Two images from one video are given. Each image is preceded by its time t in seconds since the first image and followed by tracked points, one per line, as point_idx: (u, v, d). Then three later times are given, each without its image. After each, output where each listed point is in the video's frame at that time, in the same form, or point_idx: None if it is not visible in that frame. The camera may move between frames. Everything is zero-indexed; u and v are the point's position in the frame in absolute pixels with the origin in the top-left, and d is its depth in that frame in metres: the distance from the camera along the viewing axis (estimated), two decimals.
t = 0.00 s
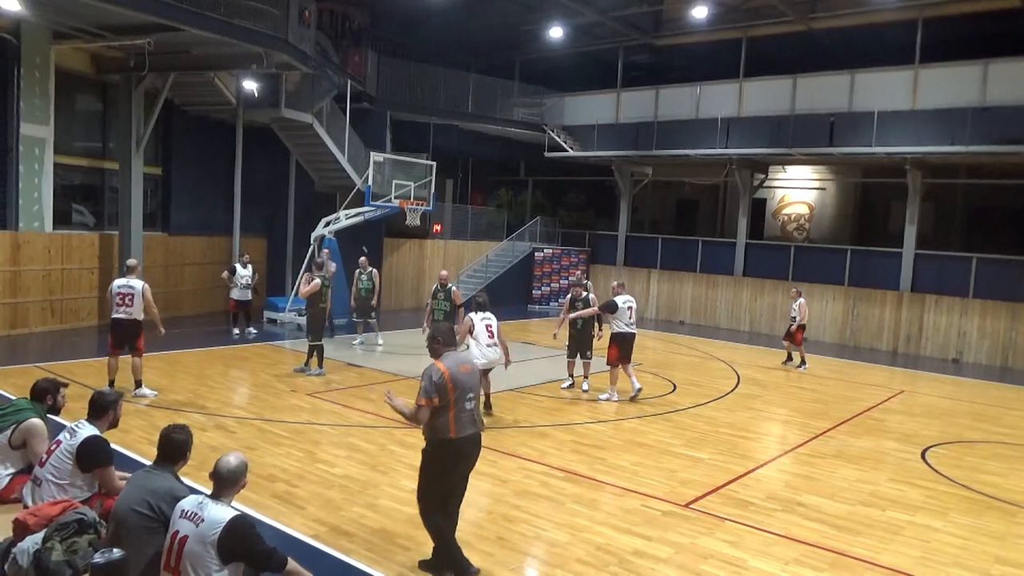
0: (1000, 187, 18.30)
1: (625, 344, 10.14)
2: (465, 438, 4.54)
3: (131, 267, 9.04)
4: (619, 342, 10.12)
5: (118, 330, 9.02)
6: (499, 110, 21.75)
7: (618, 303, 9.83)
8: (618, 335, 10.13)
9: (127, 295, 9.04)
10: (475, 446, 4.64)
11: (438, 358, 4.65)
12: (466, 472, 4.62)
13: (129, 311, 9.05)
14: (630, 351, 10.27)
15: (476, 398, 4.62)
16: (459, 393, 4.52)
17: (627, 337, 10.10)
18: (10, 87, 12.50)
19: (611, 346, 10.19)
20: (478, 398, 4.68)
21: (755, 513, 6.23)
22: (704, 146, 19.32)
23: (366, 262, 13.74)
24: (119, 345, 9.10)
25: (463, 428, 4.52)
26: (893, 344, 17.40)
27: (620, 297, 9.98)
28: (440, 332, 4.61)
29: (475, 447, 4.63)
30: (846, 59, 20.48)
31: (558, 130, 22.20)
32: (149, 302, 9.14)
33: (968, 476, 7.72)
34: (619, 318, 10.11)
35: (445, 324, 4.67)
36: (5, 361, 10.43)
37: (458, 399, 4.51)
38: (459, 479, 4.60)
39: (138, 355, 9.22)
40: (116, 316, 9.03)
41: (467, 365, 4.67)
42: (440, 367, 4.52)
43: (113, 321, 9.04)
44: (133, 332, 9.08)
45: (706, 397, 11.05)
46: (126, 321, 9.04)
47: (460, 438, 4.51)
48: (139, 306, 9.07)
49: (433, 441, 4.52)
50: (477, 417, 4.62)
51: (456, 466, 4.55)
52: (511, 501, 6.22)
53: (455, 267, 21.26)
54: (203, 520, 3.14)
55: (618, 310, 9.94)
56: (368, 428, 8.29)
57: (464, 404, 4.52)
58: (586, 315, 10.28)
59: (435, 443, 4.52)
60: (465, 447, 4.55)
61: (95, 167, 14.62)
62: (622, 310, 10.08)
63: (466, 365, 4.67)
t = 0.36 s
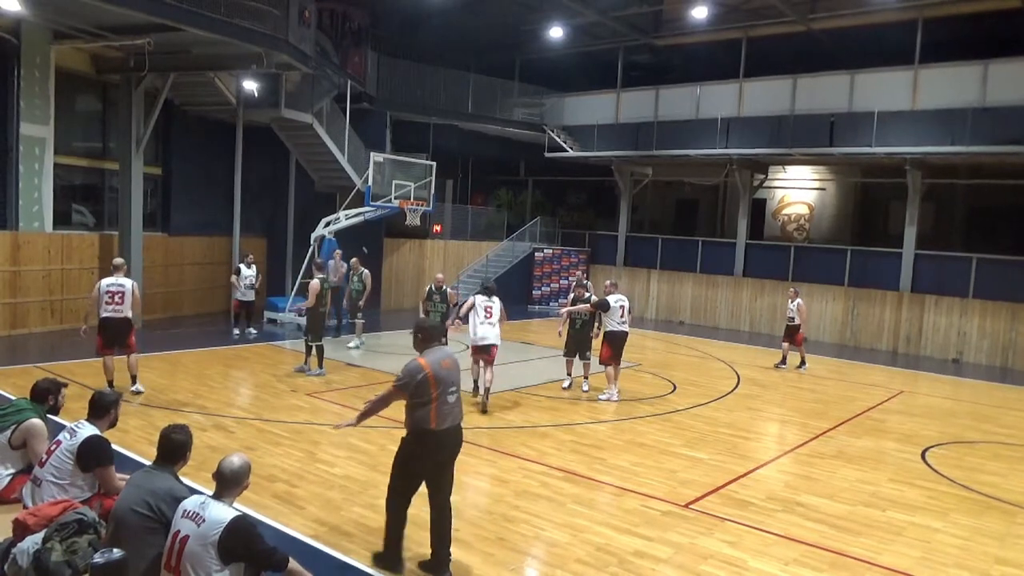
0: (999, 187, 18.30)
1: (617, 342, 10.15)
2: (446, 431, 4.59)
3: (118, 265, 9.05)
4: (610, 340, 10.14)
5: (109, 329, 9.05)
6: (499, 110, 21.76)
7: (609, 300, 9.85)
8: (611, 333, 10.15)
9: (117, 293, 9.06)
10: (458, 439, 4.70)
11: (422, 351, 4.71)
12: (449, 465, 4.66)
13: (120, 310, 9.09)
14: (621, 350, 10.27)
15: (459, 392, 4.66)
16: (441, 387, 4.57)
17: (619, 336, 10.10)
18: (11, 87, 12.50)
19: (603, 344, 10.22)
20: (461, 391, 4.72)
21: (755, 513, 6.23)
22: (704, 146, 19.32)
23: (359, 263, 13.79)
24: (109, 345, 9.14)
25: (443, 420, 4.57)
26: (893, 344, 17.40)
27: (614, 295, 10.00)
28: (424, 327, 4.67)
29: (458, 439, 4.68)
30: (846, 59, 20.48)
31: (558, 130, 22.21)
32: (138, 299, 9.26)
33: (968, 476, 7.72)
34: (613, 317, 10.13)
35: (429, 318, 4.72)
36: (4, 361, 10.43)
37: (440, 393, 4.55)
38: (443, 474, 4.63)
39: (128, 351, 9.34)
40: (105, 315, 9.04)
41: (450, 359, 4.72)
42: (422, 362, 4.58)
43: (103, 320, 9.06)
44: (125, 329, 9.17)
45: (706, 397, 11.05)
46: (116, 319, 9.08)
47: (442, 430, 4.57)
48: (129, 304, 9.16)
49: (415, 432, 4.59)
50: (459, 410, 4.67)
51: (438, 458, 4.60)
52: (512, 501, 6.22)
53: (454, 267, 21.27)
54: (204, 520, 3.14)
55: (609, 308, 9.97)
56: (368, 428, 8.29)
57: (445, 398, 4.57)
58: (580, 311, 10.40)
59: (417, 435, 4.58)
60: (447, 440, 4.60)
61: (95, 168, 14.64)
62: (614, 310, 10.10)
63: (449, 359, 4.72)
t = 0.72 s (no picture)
0: (999, 187, 18.30)
1: (612, 341, 10.12)
2: (407, 426, 4.61)
3: (114, 264, 9.07)
4: (605, 339, 10.12)
5: (110, 328, 9.06)
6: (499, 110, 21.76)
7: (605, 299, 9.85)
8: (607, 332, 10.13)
9: (113, 292, 9.07)
10: (425, 433, 4.72)
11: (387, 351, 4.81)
12: (419, 460, 4.69)
13: (118, 308, 9.10)
14: (617, 350, 10.24)
15: (421, 387, 4.68)
16: (400, 382, 4.61)
17: (615, 335, 10.09)
18: (11, 86, 12.49)
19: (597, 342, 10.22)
20: (425, 386, 4.73)
21: (756, 514, 6.23)
22: (704, 146, 19.33)
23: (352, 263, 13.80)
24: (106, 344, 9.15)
25: (404, 415, 4.60)
26: (892, 344, 17.40)
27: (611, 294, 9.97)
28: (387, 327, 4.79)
29: (424, 433, 4.70)
30: (846, 59, 20.47)
31: (558, 130, 22.21)
32: (135, 298, 9.27)
33: (968, 476, 7.72)
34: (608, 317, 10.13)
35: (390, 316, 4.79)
36: (4, 362, 10.43)
37: (399, 388, 4.59)
38: (412, 469, 4.67)
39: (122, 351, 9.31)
40: (105, 314, 9.03)
41: (412, 355, 4.77)
42: (381, 359, 4.67)
43: (102, 319, 9.06)
44: (122, 328, 9.14)
45: (706, 397, 11.05)
46: (116, 318, 9.09)
47: (405, 424, 4.61)
48: (126, 303, 9.17)
49: (380, 429, 4.66)
50: (423, 405, 4.70)
51: (405, 453, 4.64)
52: (512, 501, 6.22)
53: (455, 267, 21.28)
54: (207, 520, 3.14)
55: (604, 307, 9.94)
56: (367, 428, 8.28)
57: (403, 393, 4.60)
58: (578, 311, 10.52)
59: (381, 432, 4.65)
60: (412, 434, 4.63)
61: (95, 168, 14.64)
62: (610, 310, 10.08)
63: (411, 356, 4.77)
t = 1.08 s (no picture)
0: (1000, 187, 18.29)
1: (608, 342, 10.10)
2: (376, 417, 4.81)
3: (114, 264, 9.07)
4: (600, 340, 10.10)
5: (110, 327, 9.08)
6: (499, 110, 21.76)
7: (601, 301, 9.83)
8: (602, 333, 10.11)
9: (114, 291, 9.08)
10: (394, 424, 4.90)
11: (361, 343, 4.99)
12: (389, 449, 4.90)
13: (118, 307, 9.13)
14: (613, 351, 10.21)
15: (391, 379, 4.86)
16: (370, 374, 4.80)
17: (610, 336, 10.07)
18: (11, 86, 12.49)
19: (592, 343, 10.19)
20: (396, 378, 4.92)
21: (756, 514, 6.23)
22: (704, 146, 19.32)
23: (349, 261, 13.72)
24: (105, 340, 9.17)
25: (373, 406, 4.80)
26: (893, 344, 17.40)
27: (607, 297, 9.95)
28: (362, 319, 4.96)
29: (394, 424, 4.89)
30: (847, 59, 20.46)
31: (558, 130, 22.21)
32: (135, 297, 9.27)
33: (968, 476, 7.72)
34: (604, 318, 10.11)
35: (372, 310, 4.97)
36: (4, 362, 10.42)
37: (369, 380, 4.79)
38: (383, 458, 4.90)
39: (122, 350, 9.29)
40: (105, 313, 9.05)
41: (385, 348, 4.95)
42: (353, 351, 4.85)
43: (102, 318, 9.07)
44: (122, 327, 9.16)
45: (707, 397, 11.05)
46: (115, 317, 9.11)
47: (374, 415, 4.80)
48: (127, 302, 9.18)
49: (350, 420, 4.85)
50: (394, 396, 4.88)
51: (373, 443, 4.83)
52: (512, 501, 6.22)
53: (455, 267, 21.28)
54: (206, 520, 3.14)
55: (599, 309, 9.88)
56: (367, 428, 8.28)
57: (373, 385, 4.80)
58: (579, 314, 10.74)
59: (351, 422, 4.84)
60: (380, 425, 4.82)
61: (95, 168, 14.64)
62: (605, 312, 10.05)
63: (383, 349, 4.95)
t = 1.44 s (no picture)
0: (999, 187, 18.29)
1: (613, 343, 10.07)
2: (358, 411, 4.95)
3: (110, 263, 9.07)
4: (605, 341, 10.06)
5: (104, 326, 9.10)
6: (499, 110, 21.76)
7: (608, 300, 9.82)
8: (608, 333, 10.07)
9: (110, 290, 9.09)
10: (376, 418, 5.05)
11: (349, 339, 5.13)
12: (370, 443, 5.05)
13: (114, 306, 9.14)
14: (616, 352, 10.17)
15: (375, 376, 5.00)
16: (353, 369, 4.95)
17: (615, 336, 10.04)
18: (10, 86, 12.48)
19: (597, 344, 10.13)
20: (380, 374, 5.05)
21: (756, 514, 6.23)
22: (704, 146, 19.32)
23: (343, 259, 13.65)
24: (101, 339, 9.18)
25: (356, 402, 4.94)
26: (893, 344, 17.40)
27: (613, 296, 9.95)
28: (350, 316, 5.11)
29: (376, 419, 5.03)
30: (847, 59, 20.48)
31: (558, 130, 22.23)
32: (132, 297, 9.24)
33: (968, 476, 7.72)
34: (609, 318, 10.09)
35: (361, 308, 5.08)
36: (4, 362, 10.42)
37: (352, 375, 4.93)
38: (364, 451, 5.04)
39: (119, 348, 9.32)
40: (99, 311, 9.07)
41: (371, 345, 5.09)
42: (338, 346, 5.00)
43: (97, 316, 9.09)
44: (116, 326, 9.17)
45: (706, 397, 11.05)
46: (110, 315, 9.13)
47: (357, 410, 4.94)
48: (122, 301, 9.17)
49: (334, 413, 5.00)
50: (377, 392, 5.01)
51: (356, 437, 4.99)
52: (512, 501, 6.22)
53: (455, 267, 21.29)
54: (205, 520, 3.14)
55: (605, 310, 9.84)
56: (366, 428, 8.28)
57: (356, 380, 4.94)
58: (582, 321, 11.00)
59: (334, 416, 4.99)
60: (362, 419, 4.96)
61: (95, 168, 14.65)
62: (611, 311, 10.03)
63: (369, 345, 5.08)
